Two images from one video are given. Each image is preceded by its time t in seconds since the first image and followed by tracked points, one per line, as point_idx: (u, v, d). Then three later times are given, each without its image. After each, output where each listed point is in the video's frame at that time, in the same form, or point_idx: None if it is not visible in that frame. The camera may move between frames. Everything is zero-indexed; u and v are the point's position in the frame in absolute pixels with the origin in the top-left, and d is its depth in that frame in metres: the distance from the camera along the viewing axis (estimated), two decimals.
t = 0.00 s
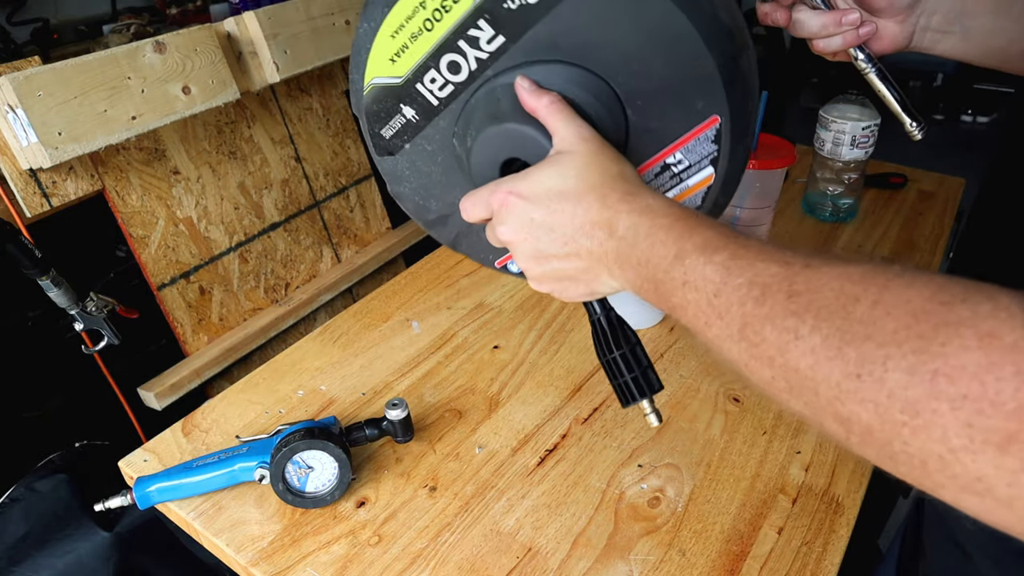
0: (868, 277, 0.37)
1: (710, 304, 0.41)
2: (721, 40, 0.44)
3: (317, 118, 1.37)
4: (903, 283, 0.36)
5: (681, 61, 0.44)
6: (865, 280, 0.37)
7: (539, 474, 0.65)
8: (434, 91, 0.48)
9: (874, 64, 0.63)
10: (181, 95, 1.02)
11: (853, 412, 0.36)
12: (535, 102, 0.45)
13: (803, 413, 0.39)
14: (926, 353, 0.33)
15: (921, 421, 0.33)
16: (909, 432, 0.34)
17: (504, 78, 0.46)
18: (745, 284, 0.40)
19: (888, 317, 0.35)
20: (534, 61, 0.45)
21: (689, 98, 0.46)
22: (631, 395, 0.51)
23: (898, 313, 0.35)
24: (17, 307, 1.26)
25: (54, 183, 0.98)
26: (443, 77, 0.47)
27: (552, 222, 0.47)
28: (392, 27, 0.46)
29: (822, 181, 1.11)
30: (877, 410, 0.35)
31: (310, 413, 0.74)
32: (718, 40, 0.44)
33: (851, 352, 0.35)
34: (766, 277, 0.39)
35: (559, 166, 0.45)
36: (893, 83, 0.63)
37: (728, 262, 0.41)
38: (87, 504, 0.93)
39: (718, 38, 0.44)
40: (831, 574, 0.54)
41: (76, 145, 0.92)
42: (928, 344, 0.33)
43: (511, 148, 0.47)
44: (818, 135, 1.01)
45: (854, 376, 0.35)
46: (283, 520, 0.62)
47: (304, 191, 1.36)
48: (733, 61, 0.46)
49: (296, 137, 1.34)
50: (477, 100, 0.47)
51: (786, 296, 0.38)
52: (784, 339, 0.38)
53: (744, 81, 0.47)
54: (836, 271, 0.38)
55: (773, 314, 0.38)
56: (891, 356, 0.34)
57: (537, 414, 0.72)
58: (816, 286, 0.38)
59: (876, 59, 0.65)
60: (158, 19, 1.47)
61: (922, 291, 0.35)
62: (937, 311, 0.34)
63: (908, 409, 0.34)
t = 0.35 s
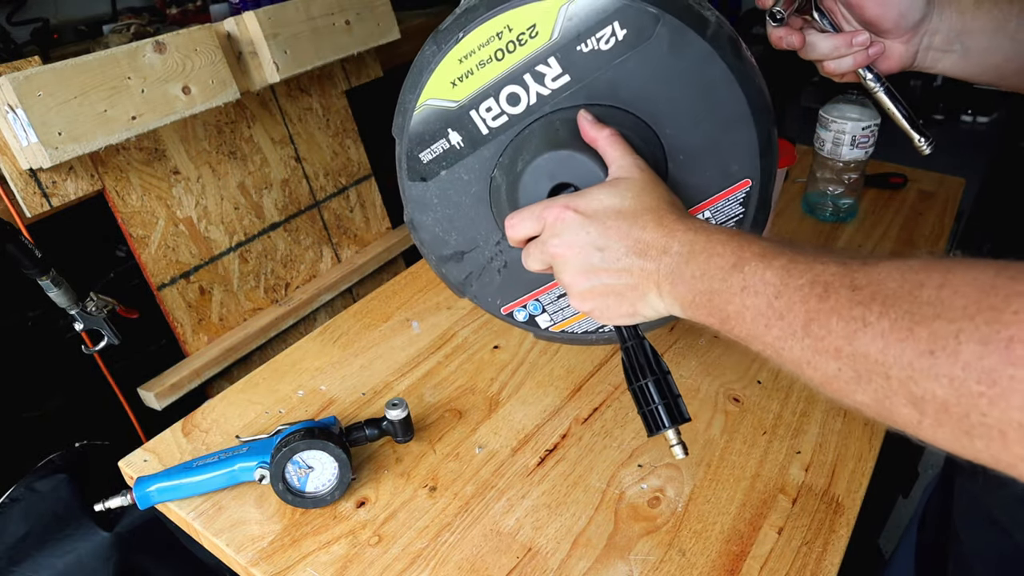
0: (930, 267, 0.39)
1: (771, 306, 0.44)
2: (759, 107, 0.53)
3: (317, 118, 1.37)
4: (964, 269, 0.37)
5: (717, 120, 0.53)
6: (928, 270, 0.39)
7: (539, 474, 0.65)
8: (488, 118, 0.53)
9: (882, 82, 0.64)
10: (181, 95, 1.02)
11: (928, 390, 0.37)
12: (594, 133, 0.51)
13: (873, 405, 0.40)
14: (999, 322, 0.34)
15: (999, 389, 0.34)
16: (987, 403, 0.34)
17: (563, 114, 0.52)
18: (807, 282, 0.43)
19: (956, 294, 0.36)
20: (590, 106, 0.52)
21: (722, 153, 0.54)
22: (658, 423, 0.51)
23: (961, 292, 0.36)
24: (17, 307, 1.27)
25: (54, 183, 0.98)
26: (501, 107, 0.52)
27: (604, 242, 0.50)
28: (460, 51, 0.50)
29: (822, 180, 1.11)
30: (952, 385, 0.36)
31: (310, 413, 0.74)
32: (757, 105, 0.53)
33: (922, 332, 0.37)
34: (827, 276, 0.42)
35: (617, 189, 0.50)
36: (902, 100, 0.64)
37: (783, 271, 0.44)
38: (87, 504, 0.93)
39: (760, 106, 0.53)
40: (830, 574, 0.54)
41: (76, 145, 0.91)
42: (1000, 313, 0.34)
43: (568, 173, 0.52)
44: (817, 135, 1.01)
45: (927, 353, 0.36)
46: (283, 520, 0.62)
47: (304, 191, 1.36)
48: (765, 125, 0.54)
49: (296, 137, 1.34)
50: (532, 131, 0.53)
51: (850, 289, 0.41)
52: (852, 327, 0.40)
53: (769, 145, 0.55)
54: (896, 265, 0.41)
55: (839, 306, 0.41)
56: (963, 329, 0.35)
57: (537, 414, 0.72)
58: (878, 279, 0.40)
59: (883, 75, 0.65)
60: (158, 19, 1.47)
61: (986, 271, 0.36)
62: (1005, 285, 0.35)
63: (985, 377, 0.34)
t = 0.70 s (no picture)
0: (883, 332, 0.42)
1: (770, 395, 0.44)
2: (715, 181, 0.44)
3: (317, 118, 1.37)
4: (918, 330, 0.40)
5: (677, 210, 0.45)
6: (884, 333, 0.42)
7: (539, 474, 0.65)
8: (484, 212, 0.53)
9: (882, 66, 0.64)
10: (181, 95, 1.02)
11: (917, 445, 0.38)
12: (547, 263, 0.52)
13: (870, 465, 0.42)
14: (969, 369, 0.37)
15: (980, 431, 0.36)
16: (971, 442, 0.37)
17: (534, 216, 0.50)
18: (770, 374, 0.45)
19: (916, 352, 0.39)
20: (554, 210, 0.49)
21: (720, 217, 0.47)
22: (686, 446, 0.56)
23: (924, 349, 0.39)
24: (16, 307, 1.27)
25: (54, 183, 0.98)
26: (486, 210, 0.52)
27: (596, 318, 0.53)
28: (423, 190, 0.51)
29: (823, 181, 1.12)
30: (937, 435, 0.38)
31: (310, 413, 0.74)
32: (713, 176, 0.44)
33: (893, 394, 0.39)
34: (786, 365, 0.44)
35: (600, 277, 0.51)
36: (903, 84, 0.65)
37: (747, 370, 0.46)
38: (87, 504, 0.93)
39: (717, 176, 0.44)
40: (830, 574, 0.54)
41: (76, 145, 0.91)
42: (969, 361, 0.37)
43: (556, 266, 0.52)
44: (818, 134, 1.01)
45: (903, 414, 0.39)
46: (283, 520, 0.62)
47: (304, 191, 1.36)
48: (736, 186, 0.45)
49: (296, 137, 1.34)
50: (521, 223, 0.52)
51: (812, 370, 0.43)
52: (828, 405, 0.41)
53: (756, 188, 0.46)
54: (846, 334, 0.43)
55: (809, 390, 0.42)
56: (933, 382, 0.38)
57: (537, 414, 0.72)
58: (835, 354, 0.42)
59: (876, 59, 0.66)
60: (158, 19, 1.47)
61: (947, 326, 0.39)
62: (961, 338, 0.38)
63: (964, 422, 0.37)
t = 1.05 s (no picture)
0: (915, 402, 0.38)
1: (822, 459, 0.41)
2: (689, 315, 0.49)
3: (317, 118, 1.37)
4: (946, 400, 0.36)
5: (673, 340, 0.51)
6: (914, 405, 0.38)
7: (539, 474, 0.65)
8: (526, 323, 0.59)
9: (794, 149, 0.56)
10: (181, 95, 1.02)
11: (948, 514, 0.35)
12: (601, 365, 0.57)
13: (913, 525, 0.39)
14: (985, 448, 0.33)
15: (1004, 505, 0.33)
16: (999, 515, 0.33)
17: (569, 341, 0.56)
18: (818, 440, 0.42)
19: (940, 429, 0.36)
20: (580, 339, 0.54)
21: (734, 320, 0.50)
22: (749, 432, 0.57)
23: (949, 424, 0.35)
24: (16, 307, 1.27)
25: (54, 183, 0.98)
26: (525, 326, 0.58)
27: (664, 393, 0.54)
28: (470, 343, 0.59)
29: (822, 181, 1.10)
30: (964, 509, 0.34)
31: (310, 413, 0.74)
32: (684, 312, 0.49)
33: (921, 466, 0.36)
34: (832, 432, 0.41)
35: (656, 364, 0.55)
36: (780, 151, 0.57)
37: (801, 436, 0.43)
38: (87, 504, 0.93)
39: (688, 311, 0.49)
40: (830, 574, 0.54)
41: (76, 145, 0.91)
42: (986, 441, 0.34)
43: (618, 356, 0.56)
44: (818, 134, 1.01)
45: (932, 486, 0.35)
46: (283, 520, 0.62)
47: (304, 191, 1.36)
48: (716, 306, 0.49)
49: (296, 137, 1.34)
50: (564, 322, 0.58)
51: (854, 441, 0.40)
52: (867, 474, 0.38)
53: (743, 296, 0.49)
54: (885, 404, 0.39)
55: (850, 459, 0.40)
56: (955, 459, 0.35)
57: (537, 414, 0.72)
58: (872, 422, 0.39)
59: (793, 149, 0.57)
60: (158, 19, 1.47)
61: (966, 401, 0.35)
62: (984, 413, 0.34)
63: (987, 496, 0.33)
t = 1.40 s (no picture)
0: (941, 421, 0.38)
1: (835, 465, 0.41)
2: (743, 257, 0.46)
3: (317, 118, 1.37)
4: (974, 423, 0.36)
5: (722, 291, 0.47)
6: (939, 424, 0.37)
7: (539, 474, 0.65)
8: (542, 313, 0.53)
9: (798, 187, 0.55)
10: (181, 95, 1.02)
11: (964, 541, 0.35)
12: (614, 362, 0.55)
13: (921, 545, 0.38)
14: (1013, 479, 0.33)
15: None
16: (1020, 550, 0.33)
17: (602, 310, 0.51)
18: (834, 447, 0.42)
19: (967, 453, 0.35)
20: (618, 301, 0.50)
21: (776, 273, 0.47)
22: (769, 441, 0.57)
23: (974, 451, 0.35)
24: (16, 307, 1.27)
25: (54, 183, 0.98)
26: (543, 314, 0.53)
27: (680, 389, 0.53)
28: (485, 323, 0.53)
29: (821, 182, 1.10)
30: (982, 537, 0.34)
31: (310, 413, 0.75)
32: (738, 256, 0.46)
33: (941, 488, 0.36)
34: (851, 441, 0.41)
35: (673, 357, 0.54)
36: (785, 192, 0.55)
37: (818, 439, 0.43)
38: (87, 504, 0.93)
39: (741, 254, 0.46)
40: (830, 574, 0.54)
41: (76, 146, 0.91)
42: (1014, 472, 0.33)
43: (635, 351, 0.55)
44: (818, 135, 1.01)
45: (951, 509, 0.35)
46: (283, 520, 0.62)
47: (304, 191, 1.36)
48: (763, 254, 0.46)
49: (296, 137, 1.34)
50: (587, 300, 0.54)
51: (872, 451, 0.39)
52: (883, 489, 0.38)
53: (787, 245, 0.47)
54: (908, 419, 0.39)
55: (865, 470, 0.39)
56: (979, 486, 0.34)
57: (537, 414, 0.72)
58: (894, 436, 0.39)
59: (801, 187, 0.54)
60: (158, 19, 1.47)
61: (995, 427, 0.35)
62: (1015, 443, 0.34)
63: (1009, 529, 0.33)
